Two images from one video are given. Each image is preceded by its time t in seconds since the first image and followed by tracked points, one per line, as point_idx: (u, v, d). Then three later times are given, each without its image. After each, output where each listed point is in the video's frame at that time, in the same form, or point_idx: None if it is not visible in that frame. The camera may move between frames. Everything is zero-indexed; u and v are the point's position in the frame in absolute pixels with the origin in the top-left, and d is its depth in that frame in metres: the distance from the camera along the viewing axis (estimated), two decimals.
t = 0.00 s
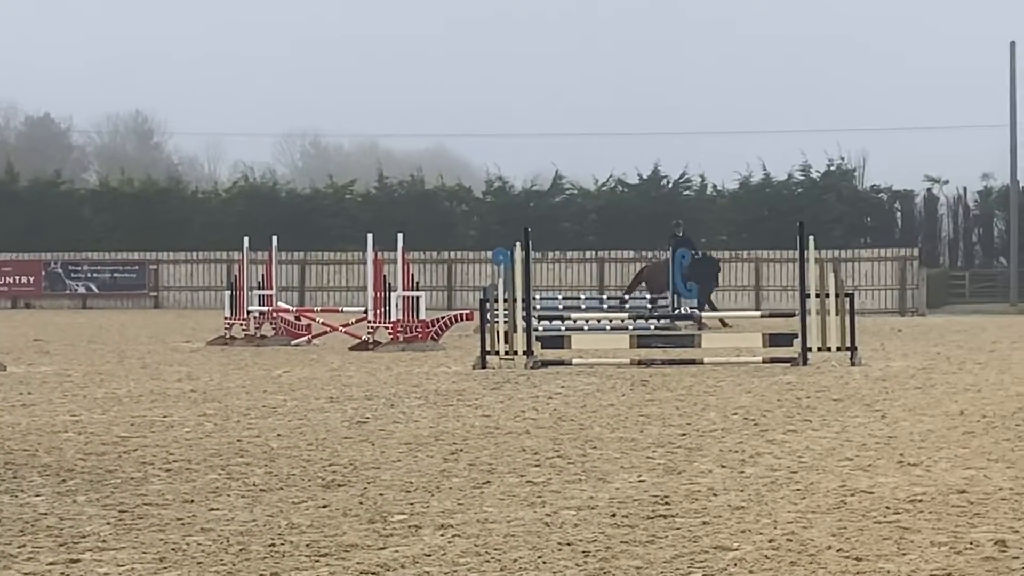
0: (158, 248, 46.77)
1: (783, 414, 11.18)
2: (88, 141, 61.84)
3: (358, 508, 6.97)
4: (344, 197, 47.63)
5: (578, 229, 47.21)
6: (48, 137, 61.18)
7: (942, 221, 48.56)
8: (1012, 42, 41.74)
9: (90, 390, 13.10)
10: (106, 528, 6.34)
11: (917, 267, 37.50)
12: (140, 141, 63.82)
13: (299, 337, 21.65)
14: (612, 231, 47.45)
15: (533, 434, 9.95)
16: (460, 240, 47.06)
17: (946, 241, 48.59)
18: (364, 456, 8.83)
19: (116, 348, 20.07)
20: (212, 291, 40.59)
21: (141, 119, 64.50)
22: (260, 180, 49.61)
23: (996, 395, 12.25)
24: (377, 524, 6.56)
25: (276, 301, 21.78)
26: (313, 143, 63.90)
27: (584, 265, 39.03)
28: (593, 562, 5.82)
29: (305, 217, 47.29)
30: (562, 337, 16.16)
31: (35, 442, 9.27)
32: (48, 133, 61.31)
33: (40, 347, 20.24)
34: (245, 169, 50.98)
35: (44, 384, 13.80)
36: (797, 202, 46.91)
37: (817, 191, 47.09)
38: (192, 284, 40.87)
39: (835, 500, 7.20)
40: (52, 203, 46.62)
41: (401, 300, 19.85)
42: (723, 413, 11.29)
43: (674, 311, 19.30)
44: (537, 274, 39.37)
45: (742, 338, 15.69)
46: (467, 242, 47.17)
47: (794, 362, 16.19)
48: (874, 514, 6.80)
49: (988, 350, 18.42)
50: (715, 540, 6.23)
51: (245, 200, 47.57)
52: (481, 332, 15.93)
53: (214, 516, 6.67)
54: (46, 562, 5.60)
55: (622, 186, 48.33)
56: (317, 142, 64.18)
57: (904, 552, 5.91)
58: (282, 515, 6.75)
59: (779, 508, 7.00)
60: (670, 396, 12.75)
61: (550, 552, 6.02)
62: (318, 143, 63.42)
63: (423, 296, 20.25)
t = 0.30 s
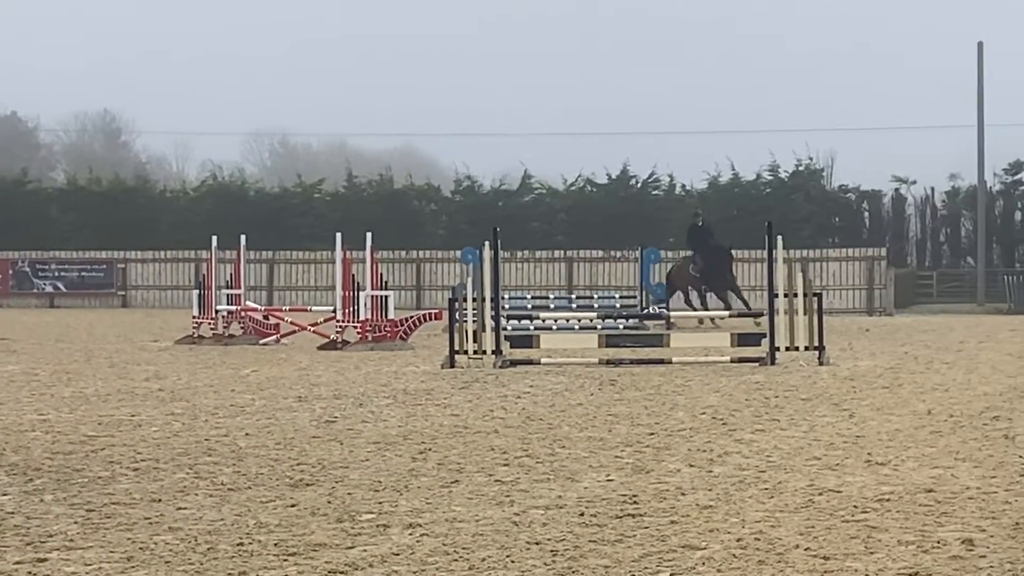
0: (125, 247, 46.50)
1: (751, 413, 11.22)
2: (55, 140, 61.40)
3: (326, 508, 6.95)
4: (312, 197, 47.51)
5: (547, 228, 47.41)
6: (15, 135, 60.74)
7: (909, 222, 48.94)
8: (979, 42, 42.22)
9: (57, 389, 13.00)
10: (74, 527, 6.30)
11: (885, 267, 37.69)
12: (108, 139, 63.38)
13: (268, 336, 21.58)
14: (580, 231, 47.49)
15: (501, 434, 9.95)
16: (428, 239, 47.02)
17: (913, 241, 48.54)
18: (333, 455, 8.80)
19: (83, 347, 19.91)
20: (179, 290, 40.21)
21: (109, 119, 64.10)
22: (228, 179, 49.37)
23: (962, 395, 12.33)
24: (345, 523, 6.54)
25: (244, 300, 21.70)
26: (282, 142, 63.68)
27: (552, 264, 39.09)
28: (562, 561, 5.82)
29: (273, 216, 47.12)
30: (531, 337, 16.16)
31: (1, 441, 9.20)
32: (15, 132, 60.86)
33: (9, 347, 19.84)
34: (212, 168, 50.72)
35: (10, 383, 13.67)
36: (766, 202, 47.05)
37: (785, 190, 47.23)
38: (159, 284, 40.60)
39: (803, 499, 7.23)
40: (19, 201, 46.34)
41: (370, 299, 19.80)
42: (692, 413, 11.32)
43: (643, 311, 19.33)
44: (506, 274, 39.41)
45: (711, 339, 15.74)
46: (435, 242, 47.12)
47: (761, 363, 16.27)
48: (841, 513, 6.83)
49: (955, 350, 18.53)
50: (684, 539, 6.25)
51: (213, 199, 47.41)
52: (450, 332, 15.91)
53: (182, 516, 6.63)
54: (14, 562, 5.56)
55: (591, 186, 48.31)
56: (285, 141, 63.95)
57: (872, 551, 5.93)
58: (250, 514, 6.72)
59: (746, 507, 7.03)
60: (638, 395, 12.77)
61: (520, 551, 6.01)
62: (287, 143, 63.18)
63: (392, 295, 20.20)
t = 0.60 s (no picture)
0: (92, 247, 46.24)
1: (718, 414, 11.26)
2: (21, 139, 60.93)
3: (293, 508, 6.92)
4: (280, 197, 47.37)
5: (515, 229, 47.40)
6: None
7: (876, 224, 49.03)
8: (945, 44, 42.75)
9: (23, 390, 12.91)
10: (38, 528, 6.25)
11: (853, 268, 37.88)
12: (75, 139, 62.93)
13: (235, 336, 21.47)
14: (548, 233, 47.54)
15: (468, 434, 9.95)
16: (396, 239, 46.94)
17: (880, 242, 48.99)
18: (300, 456, 8.76)
19: (49, 348, 19.77)
20: (146, 291, 39.86)
21: (75, 119, 63.66)
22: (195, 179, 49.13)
23: (928, 396, 12.43)
24: (311, 524, 6.51)
25: (211, 300, 21.61)
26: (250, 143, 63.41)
27: (520, 265, 39.13)
28: (528, 562, 5.81)
29: (241, 217, 46.93)
30: (499, 338, 16.16)
31: None
32: None
33: None
34: (180, 168, 50.46)
35: None
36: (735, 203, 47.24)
37: (753, 192, 47.45)
38: (127, 284, 40.31)
39: (770, 500, 7.26)
40: None
41: (338, 299, 19.74)
42: (659, 414, 11.36)
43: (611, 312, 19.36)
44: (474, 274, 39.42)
45: (679, 338, 15.75)
46: (403, 242, 47.04)
47: (729, 363, 16.32)
48: (808, 513, 6.86)
49: (921, 351, 18.66)
50: (650, 540, 6.26)
51: (181, 198, 47.18)
52: (418, 332, 15.88)
53: (148, 517, 6.59)
54: None
55: (560, 187, 48.33)
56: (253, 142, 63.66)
57: (837, 552, 5.96)
58: (216, 515, 6.69)
59: (713, 508, 7.05)
60: (607, 396, 12.80)
61: (486, 552, 6.01)
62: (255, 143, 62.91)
63: (360, 296, 20.15)
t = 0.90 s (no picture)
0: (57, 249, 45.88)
1: (686, 417, 11.29)
2: None
3: (259, 511, 6.89)
4: (247, 199, 47.19)
5: (483, 232, 47.37)
6: None
7: (845, 227, 49.10)
8: (912, 48, 43.01)
9: None
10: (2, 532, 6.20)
11: (820, 271, 38.02)
12: (42, 140, 62.37)
13: (202, 339, 21.37)
14: (515, 236, 47.53)
15: (436, 437, 9.94)
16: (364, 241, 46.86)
17: (847, 245, 48.81)
18: (266, 458, 8.73)
19: (14, 350, 19.64)
20: (113, 293, 39.67)
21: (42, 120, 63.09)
22: (162, 181, 48.81)
23: (893, 398, 12.50)
24: (277, 527, 6.48)
25: (179, 303, 21.51)
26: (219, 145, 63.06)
27: (487, 268, 39.09)
28: (495, 565, 5.81)
29: (209, 219, 46.72)
30: (466, 340, 16.13)
31: None
32: None
33: None
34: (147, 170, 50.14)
35: None
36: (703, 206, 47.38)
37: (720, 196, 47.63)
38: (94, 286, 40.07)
39: (737, 502, 7.29)
40: None
41: (305, 302, 19.68)
42: (627, 416, 11.37)
43: (579, 314, 19.36)
44: (442, 277, 39.40)
45: (646, 341, 15.76)
46: (371, 244, 46.95)
47: (699, 366, 16.32)
48: (774, 516, 6.89)
49: (887, 354, 18.77)
50: (616, 543, 6.26)
51: (148, 201, 46.93)
52: (384, 336, 15.83)
53: (114, 519, 6.55)
54: None
55: (527, 189, 48.34)
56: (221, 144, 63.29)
57: (803, 554, 5.98)
58: (184, 518, 6.65)
59: (679, 510, 7.06)
60: (574, 399, 12.81)
61: (453, 554, 6.00)
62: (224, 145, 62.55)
63: (327, 298, 20.09)
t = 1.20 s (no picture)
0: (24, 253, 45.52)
1: (653, 421, 11.31)
2: None
3: (226, 516, 6.84)
4: (215, 203, 47.04)
5: (451, 236, 47.44)
6: None
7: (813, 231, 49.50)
8: (879, 54, 43.33)
9: None
10: None
11: (787, 276, 38.22)
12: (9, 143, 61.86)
13: (170, 343, 21.24)
14: (484, 239, 47.58)
15: (404, 441, 9.91)
16: (331, 245, 46.77)
17: (815, 250, 49.23)
18: (233, 463, 8.68)
19: None
20: (79, 297, 39.35)
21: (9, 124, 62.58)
22: (130, 185, 48.54)
23: (859, 403, 12.58)
24: (245, 532, 6.44)
25: (146, 307, 21.37)
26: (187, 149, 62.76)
27: (456, 272, 39.07)
28: (463, 569, 5.79)
29: (177, 223, 46.53)
30: (434, 345, 16.10)
31: None
32: None
33: None
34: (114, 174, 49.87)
35: None
36: (670, 210, 47.57)
37: (689, 201, 47.86)
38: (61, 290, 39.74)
39: (704, 507, 7.30)
40: None
41: (272, 306, 19.59)
42: (595, 421, 11.37)
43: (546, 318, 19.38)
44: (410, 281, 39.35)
45: (614, 346, 15.79)
46: (339, 249, 46.84)
47: (665, 371, 16.37)
48: (742, 520, 6.90)
49: (854, 358, 18.87)
50: (584, 547, 6.25)
51: (115, 204, 46.61)
52: (352, 341, 15.78)
53: (80, 525, 6.49)
54: None
55: (496, 194, 48.44)
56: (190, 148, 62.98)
57: (771, 559, 6.00)
58: (151, 523, 6.60)
59: (647, 515, 7.07)
60: (542, 403, 12.81)
61: (420, 559, 5.98)
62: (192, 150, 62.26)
63: (295, 302, 19.99)
